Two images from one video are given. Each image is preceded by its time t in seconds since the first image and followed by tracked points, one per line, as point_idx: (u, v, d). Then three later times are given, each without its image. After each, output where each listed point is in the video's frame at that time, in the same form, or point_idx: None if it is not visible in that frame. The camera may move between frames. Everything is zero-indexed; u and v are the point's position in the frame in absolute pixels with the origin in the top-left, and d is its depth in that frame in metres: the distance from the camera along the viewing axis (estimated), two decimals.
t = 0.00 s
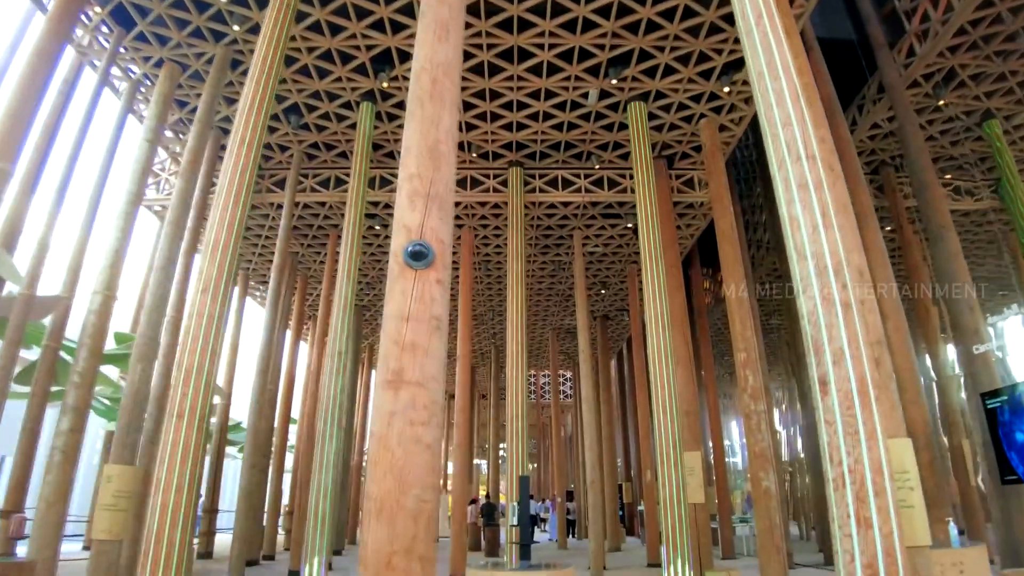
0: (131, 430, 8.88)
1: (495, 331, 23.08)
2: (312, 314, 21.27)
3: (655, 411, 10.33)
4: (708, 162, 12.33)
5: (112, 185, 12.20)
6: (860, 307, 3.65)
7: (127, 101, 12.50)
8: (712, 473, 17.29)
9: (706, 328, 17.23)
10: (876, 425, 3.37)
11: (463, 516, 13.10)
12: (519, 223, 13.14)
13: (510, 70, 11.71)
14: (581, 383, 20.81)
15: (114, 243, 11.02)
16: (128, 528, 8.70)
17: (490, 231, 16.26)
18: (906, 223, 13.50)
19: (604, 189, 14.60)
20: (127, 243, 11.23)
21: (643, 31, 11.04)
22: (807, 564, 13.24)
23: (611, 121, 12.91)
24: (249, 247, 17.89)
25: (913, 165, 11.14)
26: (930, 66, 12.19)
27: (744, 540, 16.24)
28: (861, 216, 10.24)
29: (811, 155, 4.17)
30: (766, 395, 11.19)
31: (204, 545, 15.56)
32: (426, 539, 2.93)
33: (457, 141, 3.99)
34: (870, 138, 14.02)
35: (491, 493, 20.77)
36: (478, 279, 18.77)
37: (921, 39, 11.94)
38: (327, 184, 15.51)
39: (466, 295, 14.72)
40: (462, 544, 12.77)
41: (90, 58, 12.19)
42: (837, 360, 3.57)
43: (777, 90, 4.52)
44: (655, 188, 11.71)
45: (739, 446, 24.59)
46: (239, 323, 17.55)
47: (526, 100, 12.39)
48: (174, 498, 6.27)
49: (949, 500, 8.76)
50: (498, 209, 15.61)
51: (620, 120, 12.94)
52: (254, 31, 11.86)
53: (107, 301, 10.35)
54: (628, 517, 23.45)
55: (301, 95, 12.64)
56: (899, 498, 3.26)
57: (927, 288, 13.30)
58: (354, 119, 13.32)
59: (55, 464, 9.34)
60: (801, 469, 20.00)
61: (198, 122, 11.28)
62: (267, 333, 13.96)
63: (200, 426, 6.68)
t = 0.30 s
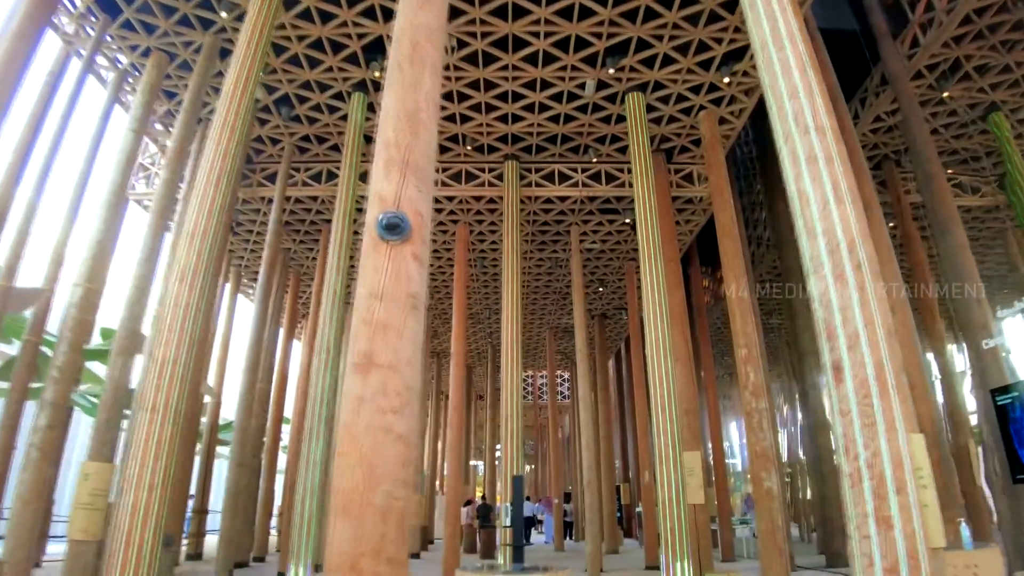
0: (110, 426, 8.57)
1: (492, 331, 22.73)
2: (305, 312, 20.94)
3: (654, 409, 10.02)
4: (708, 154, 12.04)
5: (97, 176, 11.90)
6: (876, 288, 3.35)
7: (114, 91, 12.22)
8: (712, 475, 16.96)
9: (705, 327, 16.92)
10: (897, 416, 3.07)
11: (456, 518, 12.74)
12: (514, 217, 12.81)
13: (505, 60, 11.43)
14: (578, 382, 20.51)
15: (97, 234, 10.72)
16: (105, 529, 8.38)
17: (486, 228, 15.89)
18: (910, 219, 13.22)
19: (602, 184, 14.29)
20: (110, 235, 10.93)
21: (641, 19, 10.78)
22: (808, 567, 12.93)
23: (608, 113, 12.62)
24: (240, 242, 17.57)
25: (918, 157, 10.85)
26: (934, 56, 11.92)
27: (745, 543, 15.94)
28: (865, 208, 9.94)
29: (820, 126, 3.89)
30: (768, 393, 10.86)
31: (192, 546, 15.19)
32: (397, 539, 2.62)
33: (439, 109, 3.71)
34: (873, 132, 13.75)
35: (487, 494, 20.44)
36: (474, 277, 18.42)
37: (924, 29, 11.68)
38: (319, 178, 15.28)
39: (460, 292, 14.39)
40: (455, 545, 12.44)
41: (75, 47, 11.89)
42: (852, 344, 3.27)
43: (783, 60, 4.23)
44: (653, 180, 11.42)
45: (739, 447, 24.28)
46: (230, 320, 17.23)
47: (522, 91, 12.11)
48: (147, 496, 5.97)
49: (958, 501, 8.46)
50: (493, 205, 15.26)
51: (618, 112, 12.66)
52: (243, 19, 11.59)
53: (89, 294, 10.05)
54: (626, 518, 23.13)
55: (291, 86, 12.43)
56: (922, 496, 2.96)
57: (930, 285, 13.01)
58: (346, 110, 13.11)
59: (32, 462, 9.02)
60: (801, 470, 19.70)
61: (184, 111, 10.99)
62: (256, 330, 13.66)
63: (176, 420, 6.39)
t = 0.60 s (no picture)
0: (82, 423, 8.19)
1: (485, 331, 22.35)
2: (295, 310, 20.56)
3: (649, 408, 9.70)
4: (706, 149, 11.76)
5: (77, 167, 11.55)
6: (893, 269, 3.05)
7: (95, 80, 11.85)
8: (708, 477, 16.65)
9: (702, 327, 16.62)
10: (921, 410, 2.76)
11: (445, 520, 12.40)
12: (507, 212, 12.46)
13: (498, 49, 11.13)
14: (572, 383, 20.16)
15: (74, 226, 10.35)
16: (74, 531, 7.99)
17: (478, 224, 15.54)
18: (910, 216, 12.96)
19: (597, 179, 13.98)
20: (88, 226, 10.56)
21: (637, 8, 10.50)
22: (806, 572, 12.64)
23: (604, 106, 12.33)
24: (227, 238, 17.24)
25: (921, 152, 10.58)
26: (935, 50, 11.68)
27: (741, 547, 15.63)
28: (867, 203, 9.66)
29: (830, 95, 3.60)
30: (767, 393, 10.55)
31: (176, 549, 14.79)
32: (356, 546, 2.29)
33: (416, 72, 3.41)
34: (873, 128, 13.51)
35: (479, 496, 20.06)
36: (466, 275, 18.07)
37: (925, 22, 11.44)
38: (308, 172, 15.00)
39: (451, 289, 14.05)
40: (444, 549, 12.10)
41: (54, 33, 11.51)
42: (869, 330, 2.97)
43: (789, 27, 3.93)
44: (650, 174, 11.13)
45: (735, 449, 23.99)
46: (217, 318, 16.87)
47: (515, 82, 11.80)
48: (111, 495, 5.63)
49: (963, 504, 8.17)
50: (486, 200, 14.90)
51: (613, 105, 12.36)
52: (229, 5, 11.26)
53: (65, 286, 9.70)
54: (620, 521, 22.80)
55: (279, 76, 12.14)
56: (950, 498, 2.65)
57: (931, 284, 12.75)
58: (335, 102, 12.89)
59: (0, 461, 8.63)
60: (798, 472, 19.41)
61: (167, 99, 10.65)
62: (242, 327, 13.29)
63: (144, 415, 6.05)
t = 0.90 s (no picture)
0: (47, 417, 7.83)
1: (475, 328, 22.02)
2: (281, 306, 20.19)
3: (640, 405, 9.43)
4: (699, 141, 11.52)
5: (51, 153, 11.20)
6: (905, 242, 2.80)
7: (73, 64, 11.49)
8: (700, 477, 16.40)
9: (694, 324, 16.35)
10: (939, 396, 2.49)
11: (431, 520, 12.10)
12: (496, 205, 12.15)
13: (487, 37, 10.85)
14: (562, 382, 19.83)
15: (46, 212, 9.98)
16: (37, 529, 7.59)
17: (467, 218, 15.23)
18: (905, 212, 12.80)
19: (588, 173, 13.71)
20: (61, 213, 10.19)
21: None
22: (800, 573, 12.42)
23: (595, 96, 12.08)
24: (212, 231, 16.86)
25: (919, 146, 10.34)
26: (932, 43, 11.49)
27: (733, 548, 15.40)
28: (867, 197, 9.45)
29: (835, 60, 3.34)
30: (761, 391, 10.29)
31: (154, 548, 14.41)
32: (299, 545, 2.00)
33: (388, 28, 3.12)
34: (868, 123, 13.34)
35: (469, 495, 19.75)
36: (456, 271, 17.75)
37: (923, 13, 11.24)
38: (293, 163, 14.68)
39: (439, 283, 13.72)
40: (429, 548, 11.81)
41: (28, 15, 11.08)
42: (882, 308, 2.70)
43: None
44: (642, 165, 10.87)
45: (727, 450, 23.78)
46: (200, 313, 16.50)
47: (505, 71, 11.52)
48: (68, 489, 5.32)
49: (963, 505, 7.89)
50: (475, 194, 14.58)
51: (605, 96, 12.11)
52: None
53: (34, 275, 9.36)
54: (610, 522, 22.56)
55: (263, 63, 11.84)
56: (972, 494, 2.38)
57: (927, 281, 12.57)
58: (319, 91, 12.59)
59: None
60: (790, 472, 19.23)
61: (144, 83, 10.28)
62: (222, 320, 12.89)
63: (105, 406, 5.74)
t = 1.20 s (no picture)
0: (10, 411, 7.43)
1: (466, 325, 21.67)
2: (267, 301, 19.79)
3: (632, 399, 9.10)
4: (694, 130, 11.24)
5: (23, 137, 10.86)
6: (923, 202, 2.52)
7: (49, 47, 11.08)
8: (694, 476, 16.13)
9: (687, 320, 16.05)
10: (967, 369, 2.20)
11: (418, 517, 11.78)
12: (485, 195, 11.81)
13: (477, 20, 10.53)
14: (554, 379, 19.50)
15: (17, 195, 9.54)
16: None
17: (457, 210, 14.88)
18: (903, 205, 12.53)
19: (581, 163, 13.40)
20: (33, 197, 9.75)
21: None
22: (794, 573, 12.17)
23: (588, 84, 11.78)
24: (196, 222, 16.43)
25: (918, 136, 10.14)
26: (932, 30, 11.25)
27: (727, 547, 15.16)
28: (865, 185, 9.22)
29: (842, 7, 3.04)
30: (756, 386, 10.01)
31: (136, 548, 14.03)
32: (220, 536, 1.74)
33: None
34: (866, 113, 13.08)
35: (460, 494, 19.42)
36: (445, 264, 17.41)
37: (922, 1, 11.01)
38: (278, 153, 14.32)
39: (427, 276, 13.36)
40: (415, 547, 11.47)
41: None
42: (901, 273, 2.40)
43: None
44: (635, 153, 10.57)
45: (721, 449, 23.54)
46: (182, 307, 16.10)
47: (495, 57, 11.20)
48: (19, 480, 5.05)
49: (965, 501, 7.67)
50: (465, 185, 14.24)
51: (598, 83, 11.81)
52: None
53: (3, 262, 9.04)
54: (603, 521, 22.29)
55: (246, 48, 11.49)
56: (1008, 481, 2.08)
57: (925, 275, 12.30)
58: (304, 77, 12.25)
59: None
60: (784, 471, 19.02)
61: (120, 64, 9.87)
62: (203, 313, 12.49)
63: (60, 391, 5.47)
